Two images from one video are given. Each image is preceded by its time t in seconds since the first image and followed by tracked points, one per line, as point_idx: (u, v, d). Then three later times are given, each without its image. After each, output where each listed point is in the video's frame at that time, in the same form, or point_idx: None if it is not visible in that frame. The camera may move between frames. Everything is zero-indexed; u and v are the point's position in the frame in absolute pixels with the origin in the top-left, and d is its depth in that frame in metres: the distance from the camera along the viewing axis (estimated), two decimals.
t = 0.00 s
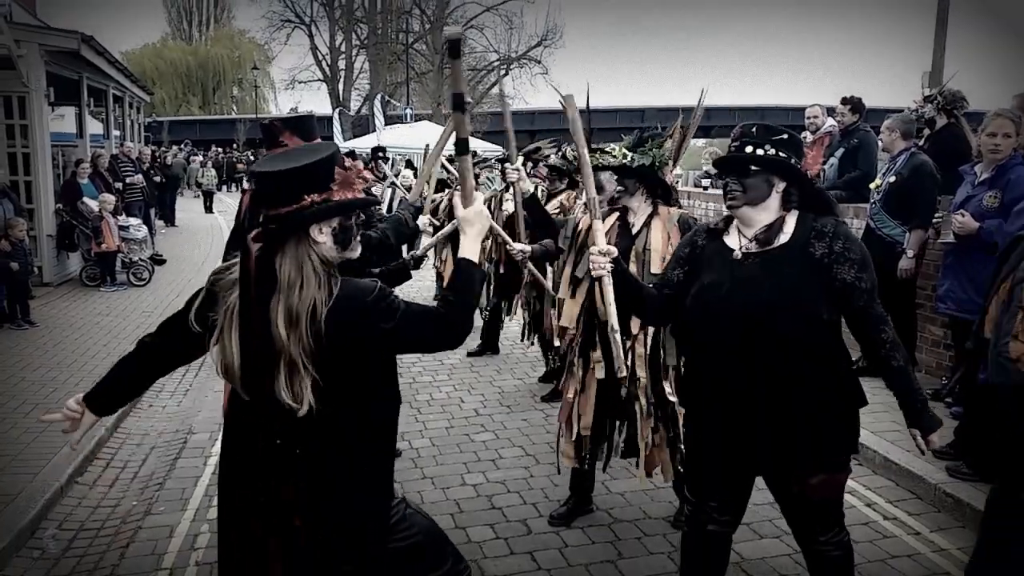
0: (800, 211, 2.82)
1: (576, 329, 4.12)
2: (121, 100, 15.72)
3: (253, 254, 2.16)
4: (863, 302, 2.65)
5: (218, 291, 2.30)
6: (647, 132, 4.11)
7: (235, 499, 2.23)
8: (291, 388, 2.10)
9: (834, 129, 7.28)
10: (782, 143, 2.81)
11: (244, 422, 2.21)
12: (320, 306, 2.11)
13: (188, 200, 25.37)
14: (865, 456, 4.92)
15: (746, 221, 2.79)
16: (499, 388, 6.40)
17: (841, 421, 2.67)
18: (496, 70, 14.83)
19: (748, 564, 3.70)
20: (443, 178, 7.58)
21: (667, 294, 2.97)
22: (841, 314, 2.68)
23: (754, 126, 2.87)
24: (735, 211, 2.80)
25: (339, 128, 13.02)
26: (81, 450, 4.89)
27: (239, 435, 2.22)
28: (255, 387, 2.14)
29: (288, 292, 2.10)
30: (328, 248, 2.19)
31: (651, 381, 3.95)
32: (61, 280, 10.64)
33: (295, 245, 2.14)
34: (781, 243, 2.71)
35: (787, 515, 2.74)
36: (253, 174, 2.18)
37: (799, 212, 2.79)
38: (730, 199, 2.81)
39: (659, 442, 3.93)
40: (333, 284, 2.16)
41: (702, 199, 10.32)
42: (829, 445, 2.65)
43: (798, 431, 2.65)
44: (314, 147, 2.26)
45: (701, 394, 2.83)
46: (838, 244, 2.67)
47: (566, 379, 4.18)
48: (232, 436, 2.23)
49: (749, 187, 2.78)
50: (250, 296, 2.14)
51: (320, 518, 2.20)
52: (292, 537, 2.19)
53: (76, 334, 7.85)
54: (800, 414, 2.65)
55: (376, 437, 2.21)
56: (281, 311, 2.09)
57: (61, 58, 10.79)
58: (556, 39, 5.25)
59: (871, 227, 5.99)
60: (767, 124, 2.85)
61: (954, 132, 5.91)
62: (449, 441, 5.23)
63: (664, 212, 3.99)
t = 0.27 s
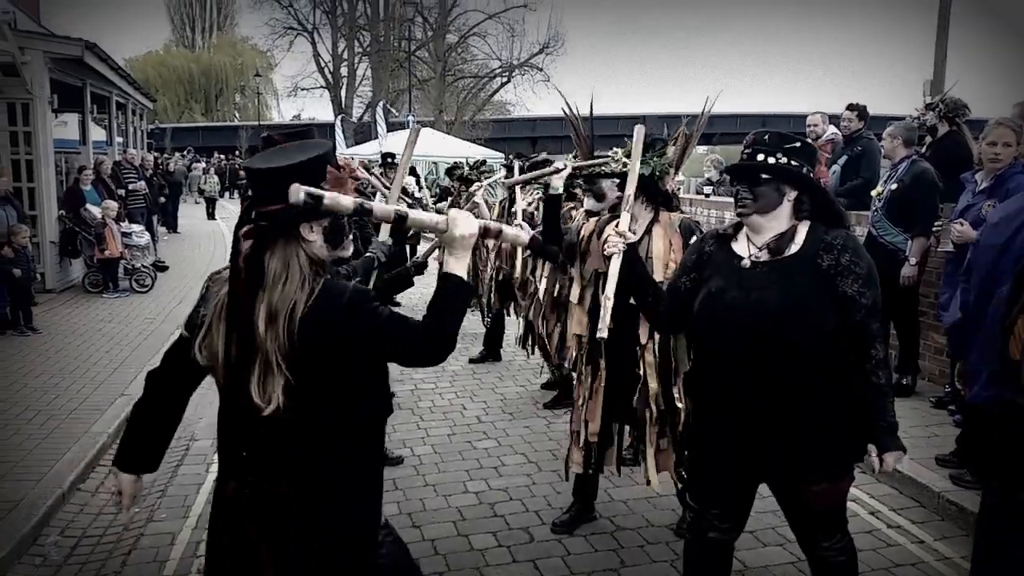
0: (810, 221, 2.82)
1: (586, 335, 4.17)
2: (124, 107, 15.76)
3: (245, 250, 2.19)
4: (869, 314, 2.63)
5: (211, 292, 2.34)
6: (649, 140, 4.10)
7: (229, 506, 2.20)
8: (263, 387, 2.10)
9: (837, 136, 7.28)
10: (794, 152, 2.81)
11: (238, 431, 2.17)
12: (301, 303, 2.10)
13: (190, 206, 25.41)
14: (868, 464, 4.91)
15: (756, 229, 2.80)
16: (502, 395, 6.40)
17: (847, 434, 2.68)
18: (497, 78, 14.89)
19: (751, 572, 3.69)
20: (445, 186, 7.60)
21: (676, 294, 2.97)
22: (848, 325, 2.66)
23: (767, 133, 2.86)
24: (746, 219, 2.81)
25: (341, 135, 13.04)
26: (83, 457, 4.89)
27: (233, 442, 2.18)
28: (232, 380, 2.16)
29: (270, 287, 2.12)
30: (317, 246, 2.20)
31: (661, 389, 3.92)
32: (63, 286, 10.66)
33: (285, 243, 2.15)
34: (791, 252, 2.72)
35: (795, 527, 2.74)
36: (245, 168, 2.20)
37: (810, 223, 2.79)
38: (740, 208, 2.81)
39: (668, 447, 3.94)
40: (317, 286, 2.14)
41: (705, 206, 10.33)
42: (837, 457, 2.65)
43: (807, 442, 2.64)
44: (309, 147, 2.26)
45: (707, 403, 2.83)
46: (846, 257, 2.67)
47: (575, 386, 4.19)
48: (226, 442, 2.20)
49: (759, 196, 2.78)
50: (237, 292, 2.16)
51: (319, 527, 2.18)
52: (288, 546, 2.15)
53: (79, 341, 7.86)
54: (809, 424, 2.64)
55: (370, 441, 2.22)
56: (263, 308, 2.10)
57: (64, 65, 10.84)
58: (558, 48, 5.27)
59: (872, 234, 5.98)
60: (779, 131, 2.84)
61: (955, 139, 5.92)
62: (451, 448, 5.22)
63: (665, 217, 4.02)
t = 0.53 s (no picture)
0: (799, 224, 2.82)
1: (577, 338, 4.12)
2: (122, 108, 15.74)
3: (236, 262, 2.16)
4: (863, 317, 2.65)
5: (198, 300, 2.30)
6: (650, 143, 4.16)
7: (218, 507, 2.17)
8: (262, 397, 2.08)
9: (834, 140, 7.30)
10: (785, 154, 2.82)
11: (233, 432, 2.15)
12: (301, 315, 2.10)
13: (189, 208, 25.38)
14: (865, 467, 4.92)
15: (745, 232, 2.81)
16: (499, 397, 6.40)
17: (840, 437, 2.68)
18: (495, 80, 14.88)
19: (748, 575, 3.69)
20: (443, 187, 7.59)
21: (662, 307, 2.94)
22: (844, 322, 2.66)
23: (757, 136, 2.88)
24: (734, 220, 2.82)
25: (340, 137, 13.04)
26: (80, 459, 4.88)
27: (227, 444, 2.16)
28: (226, 389, 2.13)
29: (269, 297, 2.10)
30: (311, 254, 2.19)
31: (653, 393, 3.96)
32: (61, 287, 10.64)
33: (278, 251, 2.14)
34: (779, 255, 2.72)
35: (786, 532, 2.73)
36: (235, 178, 2.19)
37: (798, 226, 2.79)
38: (727, 209, 2.83)
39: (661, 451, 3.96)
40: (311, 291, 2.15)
41: (702, 209, 10.34)
42: (829, 458, 2.65)
43: (799, 443, 2.64)
44: (294, 152, 2.25)
45: (703, 405, 2.81)
46: (834, 258, 2.68)
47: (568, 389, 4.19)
48: (217, 444, 2.17)
49: (748, 197, 2.79)
50: (228, 302, 2.13)
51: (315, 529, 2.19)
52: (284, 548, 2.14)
53: (76, 342, 7.84)
54: (801, 425, 2.64)
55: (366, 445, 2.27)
56: (262, 318, 2.08)
57: (62, 67, 10.83)
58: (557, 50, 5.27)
59: (869, 237, 5.98)
60: (771, 135, 2.86)
61: (951, 143, 5.93)
62: (448, 450, 5.22)
63: (661, 222, 4.02)
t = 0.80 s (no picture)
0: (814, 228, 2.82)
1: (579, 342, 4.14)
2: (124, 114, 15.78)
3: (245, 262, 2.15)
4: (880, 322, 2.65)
5: (205, 297, 2.29)
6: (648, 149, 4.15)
7: (222, 508, 2.16)
8: (279, 397, 2.09)
9: (836, 144, 7.30)
10: (798, 158, 2.82)
11: (242, 433, 2.15)
12: (314, 315, 2.11)
13: (190, 212, 25.42)
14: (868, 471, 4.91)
15: (760, 236, 2.81)
16: (501, 402, 6.40)
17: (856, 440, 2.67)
18: (496, 85, 14.91)
19: None
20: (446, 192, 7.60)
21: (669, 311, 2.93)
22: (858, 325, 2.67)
23: (769, 140, 2.87)
24: (749, 225, 2.82)
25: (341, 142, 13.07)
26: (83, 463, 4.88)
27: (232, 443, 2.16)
28: (240, 388, 2.14)
29: (282, 297, 2.11)
30: (320, 254, 2.22)
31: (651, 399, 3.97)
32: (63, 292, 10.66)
33: (289, 253, 2.15)
34: (797, 260, 2.72)
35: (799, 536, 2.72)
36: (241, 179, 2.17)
37: (814, 230, 2.80)
38: (742, 213, 2.82)
39: (654, 457, 3.97)
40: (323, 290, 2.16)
41: (704, 213, 10.34)
42: (845, 462, 2.65)
43: (815, 446, 2.63)
44: (301, 153, 2.24)
45: (714, 407, 2.80)
46: (853, 266, 2.68)
47: (570, 395, 4.17)
48: (222, 443, 2.17)
49: (763, 202, 2.79)
50: (238, 303, 2.13)
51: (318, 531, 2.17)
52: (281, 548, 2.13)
53: (78, 347, 7.85)
54: (817, 430, 2.64)
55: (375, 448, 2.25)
56: (273, 317, 2.09)
57: (65, 72, 10.87)
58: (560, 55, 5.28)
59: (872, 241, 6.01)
60: (783, 138, 2.85)
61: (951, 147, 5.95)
62: (451, 455, 5.22)
63: (665, 228, 4.01)
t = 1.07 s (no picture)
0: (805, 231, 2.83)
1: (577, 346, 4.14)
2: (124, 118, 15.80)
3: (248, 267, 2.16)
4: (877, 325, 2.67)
5: (208, 304, 2.30)
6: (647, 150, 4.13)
7: (222, 515, 2.18)
8: (271, 398, 2.10)
9: (834, 147, 7.31)
10: (790, 162, 2.82)
11: (240, 435, 2.16)
12: (312, 321, 2.12)
13: (190, 217, 25.42)
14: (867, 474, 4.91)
15: (753, 241, 2.81)
16: (500, 406, 6.40)
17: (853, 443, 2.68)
18: (496, 89, 14.91)
19: None
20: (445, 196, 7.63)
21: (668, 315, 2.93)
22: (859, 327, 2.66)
23: (762, 144, 2.87)
24: (742, 228, 2.82)
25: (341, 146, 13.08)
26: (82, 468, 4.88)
27: (230, 446, 2.18)
28: (235, 392, 2.14)
29: (280, 301, 2.12)
30: (323, 259, 2.21)
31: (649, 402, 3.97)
32: (62, 297, 10.66)
33: (291, 257, 2.15)
34: (792, 263, 2.73)
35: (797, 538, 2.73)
36: (247, 187, 2.20)
37: (805, 233, 2.81)
38: (736, 218, 2.82)
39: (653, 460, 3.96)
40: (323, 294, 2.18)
41: (703, 217, 10.34)
42: (841, 462, 2.65)
43: (812, 448, 2.64)
44: (306, 161, 2.27)
45: (712, 412, 2.80)
46: (846, 267, 2.70)
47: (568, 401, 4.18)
48: (223, 445, 2.18)
49: (756, 206, 2.79)
50: (238, 307, 2.14)
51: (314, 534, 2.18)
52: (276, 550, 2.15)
53: (77, 352, 7.85)
54: (814, 431, 2.64)
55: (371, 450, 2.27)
56: (272, 320, 2.11)
57: (65, 78, 10.88)
58: (558, 58, 5.29)
59: (870, 243, 6.00)
60: (776, 142, 2.86)
61: (951, 150, 5.95)
62: (450, 459, 5.22)
63: (658, 233, 4.01)
